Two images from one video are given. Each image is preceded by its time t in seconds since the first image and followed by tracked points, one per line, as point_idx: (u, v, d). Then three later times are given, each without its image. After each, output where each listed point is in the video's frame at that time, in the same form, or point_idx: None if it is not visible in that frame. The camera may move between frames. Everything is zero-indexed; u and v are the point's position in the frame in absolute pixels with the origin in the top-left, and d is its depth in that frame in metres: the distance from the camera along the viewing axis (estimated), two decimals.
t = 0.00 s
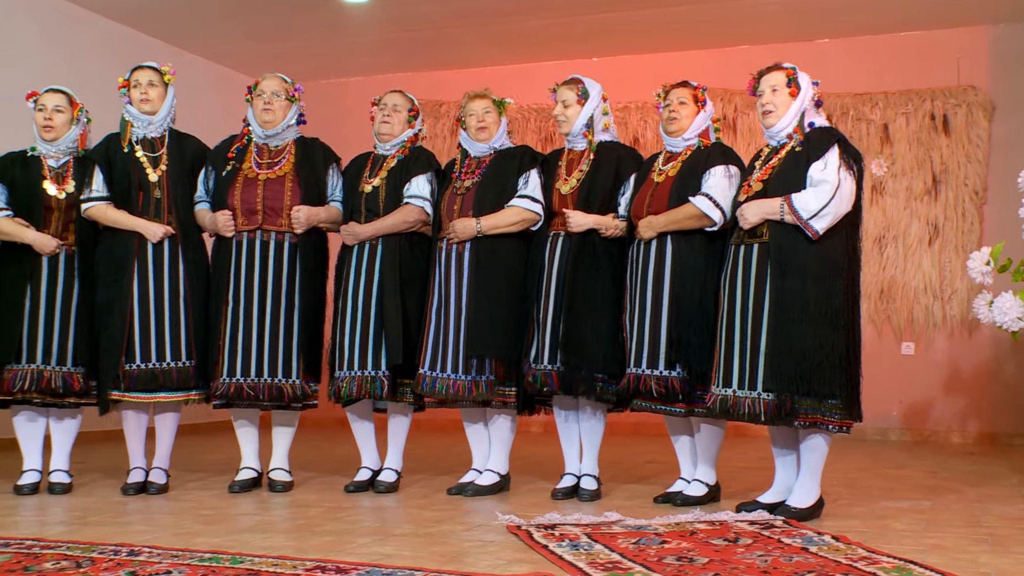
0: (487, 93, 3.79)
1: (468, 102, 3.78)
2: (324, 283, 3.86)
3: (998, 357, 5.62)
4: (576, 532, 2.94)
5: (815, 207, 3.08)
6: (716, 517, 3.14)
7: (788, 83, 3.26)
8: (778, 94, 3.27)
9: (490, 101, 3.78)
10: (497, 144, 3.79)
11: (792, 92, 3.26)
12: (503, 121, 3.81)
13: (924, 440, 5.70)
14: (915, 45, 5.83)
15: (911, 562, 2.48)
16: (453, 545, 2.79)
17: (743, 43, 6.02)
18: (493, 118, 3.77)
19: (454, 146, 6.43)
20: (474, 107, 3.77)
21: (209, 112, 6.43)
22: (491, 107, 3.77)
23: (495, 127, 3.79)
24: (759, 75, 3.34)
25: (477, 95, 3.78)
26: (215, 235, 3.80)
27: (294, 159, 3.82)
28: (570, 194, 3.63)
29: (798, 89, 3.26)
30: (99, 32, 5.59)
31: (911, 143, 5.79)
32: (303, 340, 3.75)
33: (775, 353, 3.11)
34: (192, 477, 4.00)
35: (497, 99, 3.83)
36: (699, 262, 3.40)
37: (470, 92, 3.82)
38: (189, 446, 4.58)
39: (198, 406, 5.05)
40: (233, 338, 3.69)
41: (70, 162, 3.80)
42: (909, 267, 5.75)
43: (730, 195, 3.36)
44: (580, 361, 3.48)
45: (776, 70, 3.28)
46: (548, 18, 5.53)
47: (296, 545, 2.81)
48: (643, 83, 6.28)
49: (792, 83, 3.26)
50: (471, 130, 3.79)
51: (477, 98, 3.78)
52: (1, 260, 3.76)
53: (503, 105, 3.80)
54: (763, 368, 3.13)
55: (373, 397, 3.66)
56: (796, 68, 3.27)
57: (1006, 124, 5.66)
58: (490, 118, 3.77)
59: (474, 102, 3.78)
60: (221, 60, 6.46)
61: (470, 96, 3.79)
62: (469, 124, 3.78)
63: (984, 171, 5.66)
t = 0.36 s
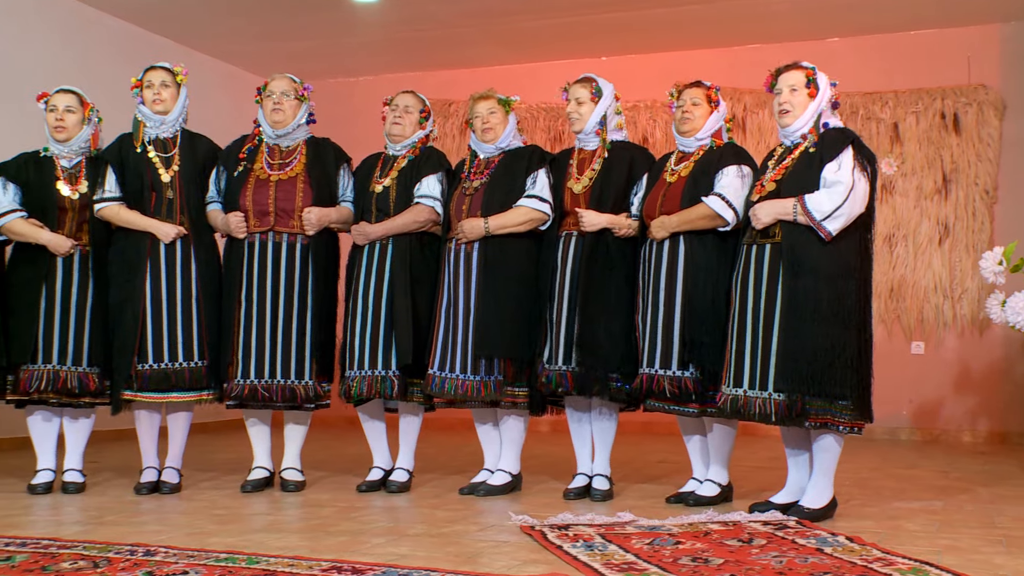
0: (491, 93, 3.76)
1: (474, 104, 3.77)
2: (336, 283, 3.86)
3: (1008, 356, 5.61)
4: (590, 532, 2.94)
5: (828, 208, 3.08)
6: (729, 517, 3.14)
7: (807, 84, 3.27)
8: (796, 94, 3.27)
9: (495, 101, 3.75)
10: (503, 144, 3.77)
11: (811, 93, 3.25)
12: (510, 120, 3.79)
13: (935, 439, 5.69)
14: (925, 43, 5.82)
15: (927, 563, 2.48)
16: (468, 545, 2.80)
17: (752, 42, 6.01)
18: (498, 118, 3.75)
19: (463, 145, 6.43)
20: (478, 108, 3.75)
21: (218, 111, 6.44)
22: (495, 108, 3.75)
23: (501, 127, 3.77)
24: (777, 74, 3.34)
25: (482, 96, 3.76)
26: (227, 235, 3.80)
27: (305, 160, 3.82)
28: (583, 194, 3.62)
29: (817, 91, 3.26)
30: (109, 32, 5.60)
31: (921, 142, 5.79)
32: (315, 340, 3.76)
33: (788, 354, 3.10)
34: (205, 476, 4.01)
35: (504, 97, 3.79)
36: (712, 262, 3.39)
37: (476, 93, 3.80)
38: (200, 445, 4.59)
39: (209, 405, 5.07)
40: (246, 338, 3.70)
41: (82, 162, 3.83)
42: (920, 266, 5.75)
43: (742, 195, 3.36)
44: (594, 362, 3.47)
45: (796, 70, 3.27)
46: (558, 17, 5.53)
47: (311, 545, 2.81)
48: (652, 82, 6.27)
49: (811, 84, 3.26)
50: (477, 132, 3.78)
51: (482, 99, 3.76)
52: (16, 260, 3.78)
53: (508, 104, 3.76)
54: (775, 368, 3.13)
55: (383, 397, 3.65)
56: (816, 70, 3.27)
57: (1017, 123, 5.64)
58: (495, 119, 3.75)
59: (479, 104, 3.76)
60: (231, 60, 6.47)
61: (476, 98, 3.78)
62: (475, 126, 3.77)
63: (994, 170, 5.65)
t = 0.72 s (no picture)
0: (509, 93, 3.77)
1: (491, 102, 3.77)
2: (348, 282, 3.86)
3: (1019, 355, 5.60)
4: (605, 532, 2.94)
5: (843, 208, 3.08)
6: (743, 517, 3.14)
7: (818, 84, 3.26)
8: (808, 94, 3.26)
9: (512, 100, 3.75)
10: (515, 144, 3.76)
11: (822, 93, 3.24)
12: (526, 121, 3.78)
13: (944, 439, 5.69)
14: (936, 42, 5.81)
15: (943, 564, 2.48)
16: (483, 545, 2.80)
17: (762, 41, 6.01)
18: (514, 118, 3.75)
19: (471, 144, 6.43)
20: (495, 106, 3.76)
21: (228, 110, 6.45)
22: (512, 107, 3.75)
23: (515, 128, 3.76)
24: (786, 76, 3.33)
25: (500, 95, 3.77)
26: (240, 235, 3.81)
27: (317, 159, 3.83)
28: (597, 194, 3.61)
29: (828, 90, 3.25)
30: (118, 31, 5.60)
31: (931, 141, 5.77)
32: (327, 340, 3.77)
33: (803, 354, 3.10)
34: (217, 475, 4.01)
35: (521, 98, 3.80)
36: (725, 263, 3.39)
37: (494, 92, 3.81)
38: (212, 444, 4.60)
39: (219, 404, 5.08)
40: (258, 337, 3.71)
41: (98, 162, 3.84)
42: (930, 265, 5.74)
43: (755, 195, 3.36)
44: (609, 362, 3.48)
45: (805, 70, 3.26)
46: (567, 16, 5.53)
47: (326, 545, 2.82)
48: (662, 81, 6.27)
49: (822, 84, 3.25)
50: (491, 129, 3.78)
51: (500, 96, 3.76)
52: (31, 259, 3.80)
53: (525, 105, 3.76)
54: (790, 370, 3.12)
55: (395, 396, 3.64)
56: (826, 69, 3.26)
57: None
58: (510, 118, 3.74)
59: (496, 102, 3.76)
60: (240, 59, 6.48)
61: (493, 95, 3.78)
62: (489, 123, 3.77)
63: (1005, 169, 5.63)
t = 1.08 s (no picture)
0: (526, 93, 3.77)
1: (507, 101, 3.77)
2: (360, 283, 3.87)
3: None
4: (619, 533, 2.95)
5: (856, 209, 3.08)
6: (757, 518, 3.15)
7: (827, 85, 3.26)
8: (818, 96, 3.26)
9: (528, 101, 3.76)
10: (528, 145, 3.76)
11: (832, 94, 3.24)
12: (539, 123, 3.79)
13: (954, 439, 5.68)
14: (946, 42, 5.81)
15: (960, 566, 2.49)
16: (499, 546, 2.81)
17: (771, 40, 6.01)
18: (527, 120, 3.75)
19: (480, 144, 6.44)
20: (510, 106, 3.76)
21: (237, 110, 6.46)
22: (527, 108, 3.76)
23: (528, 129, 3.77)
24: (799, 77, 3.33)
25: (516, 95, 3.76)
26: (253, 236, 3.82)
27: (330, 160, 3.84)
28: (610, 195, 3.62)
29: (838, 91, 3.25)
30: (125, 32, 5.62)
31: (941, 140, 5.77)
32: (340, 341, 3.77)
33: (814, 356, 3.11)
34: (229, 475, 4.03)
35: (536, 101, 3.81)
36: (738, 265, 3.39)
37: (512, 91, 3.81)
38: (224, 444, 4.61)
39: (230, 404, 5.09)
40: (271, 337, 3.72)
41: (111, 165, 3.85)
42: (940, 265, 5.74)
43: (769, 196, 3.36)
44: (626, 363, 3.49)
45: (817, 71, 3.27)
46: (577, 17, 5.53)
47: (342, 546, 2.83)
48: (671, 80, 6.27)
49: (832, 84, 3.25)
50: (505, 129, 3.79)
51: (516, 96, 3.76)
52: (44, 258, 3.81)
53: (540, 107, 3.78)
54: (802, 369, 3.13)
55: (408, 396, 3.65)
56: (835, 69, 3.26)
57: None
58: (525, 119, 3.75)
59: (512, 102, 3.77)
60: (250, 60, 6.49)
61: (509, 95, 3.78)
62: (503, 123, 3.78)
63: (1015, 169, 5.63)
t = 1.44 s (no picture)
0: (533, 94, 3.77)
1: (514, 103, 3.77)
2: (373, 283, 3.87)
3: None
4: (635, 533, 2.96)
5: (860, 211, 3.08)
6: (772, 517, 3.15)
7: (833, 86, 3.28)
8: (823, 97, 3.29)
9: (536, 101, 3.76)
10: (539, 145, 3.76)
11: (835, 95, 3.26)
12: (549, 123, 3.79)
13: (966, 438, 5.68)
14: (957, 41, 5.80)
15: (979, 567, 2.49)
16: (516, 546, 2.82)
17: (781, 40, 6.01)
18: (537, 120, 3.76)
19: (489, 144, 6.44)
20: (519, 107, 3.76)
21: (247, 111, 6.47)
22: (535, 108, 3.76)
23: (538, 129, 3.77)
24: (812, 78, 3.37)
25: (525, 96, 3.77)
26: (267, 236, 3.82)
27: (344, 160, 3.84)
28: (625, 195, 3.63)
29: (842, 92, 3.26)
30: (136, 33, 5.63)
31: (952, 139, 5.77)
32: (354, 337, 3.75)
33: (821, 356, 3.11)
34: (243, 474, 4.04)
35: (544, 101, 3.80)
36: (753, 266, 3.39)
37: (518, 93, 3.81)
38: (237, 444, 4.63)
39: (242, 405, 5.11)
40: (283, 337, 3.71)
41: (126, 166, 3.86)
42: (950, 264, 5.74)
43: (783, 197, 3.36)
44: (641, 363, 3.50)
45: (824, 72, 3.30)
46: (587, 16, 5.53)
47: (359, 545, 2.84)
48: (681, 80, 6.28)
49: (835, 85, 3.27)
50: (515, 130, 3.78)
51: (523, 98, 3.77)
52: (59, 258, 3.82)
53: (548, 106, 3.78)
54: (809, 370, 3.14)
55: (421, 396, 3.65)
56: (842, 71, 3.27)
57: None
58: (534, 119, 3.75)
59: (519, 103, 3.76)
60: (261, 60, 6.51)
61: (517, 97, 3.78)
62: (513, 124, 3.77)
63: None
